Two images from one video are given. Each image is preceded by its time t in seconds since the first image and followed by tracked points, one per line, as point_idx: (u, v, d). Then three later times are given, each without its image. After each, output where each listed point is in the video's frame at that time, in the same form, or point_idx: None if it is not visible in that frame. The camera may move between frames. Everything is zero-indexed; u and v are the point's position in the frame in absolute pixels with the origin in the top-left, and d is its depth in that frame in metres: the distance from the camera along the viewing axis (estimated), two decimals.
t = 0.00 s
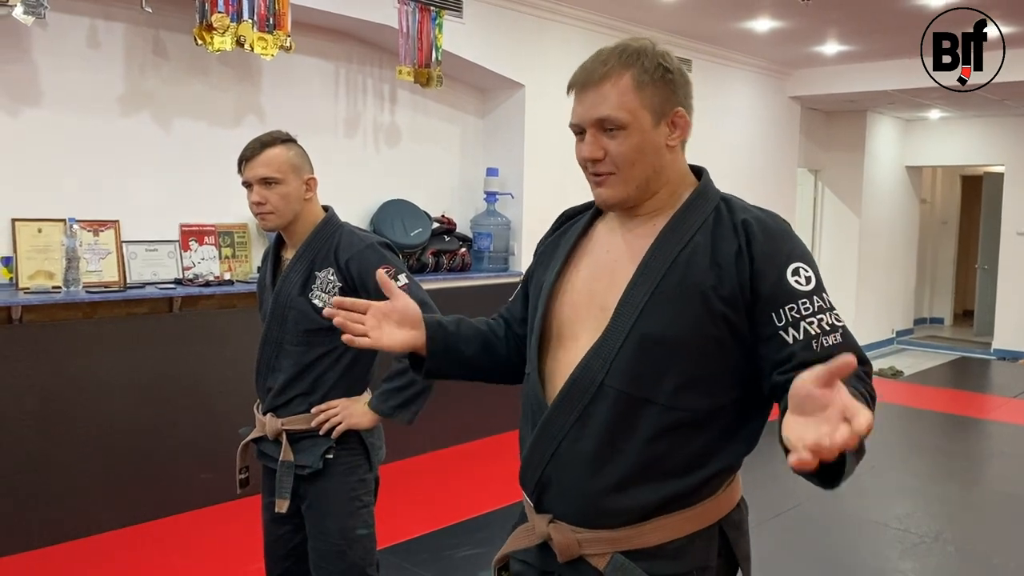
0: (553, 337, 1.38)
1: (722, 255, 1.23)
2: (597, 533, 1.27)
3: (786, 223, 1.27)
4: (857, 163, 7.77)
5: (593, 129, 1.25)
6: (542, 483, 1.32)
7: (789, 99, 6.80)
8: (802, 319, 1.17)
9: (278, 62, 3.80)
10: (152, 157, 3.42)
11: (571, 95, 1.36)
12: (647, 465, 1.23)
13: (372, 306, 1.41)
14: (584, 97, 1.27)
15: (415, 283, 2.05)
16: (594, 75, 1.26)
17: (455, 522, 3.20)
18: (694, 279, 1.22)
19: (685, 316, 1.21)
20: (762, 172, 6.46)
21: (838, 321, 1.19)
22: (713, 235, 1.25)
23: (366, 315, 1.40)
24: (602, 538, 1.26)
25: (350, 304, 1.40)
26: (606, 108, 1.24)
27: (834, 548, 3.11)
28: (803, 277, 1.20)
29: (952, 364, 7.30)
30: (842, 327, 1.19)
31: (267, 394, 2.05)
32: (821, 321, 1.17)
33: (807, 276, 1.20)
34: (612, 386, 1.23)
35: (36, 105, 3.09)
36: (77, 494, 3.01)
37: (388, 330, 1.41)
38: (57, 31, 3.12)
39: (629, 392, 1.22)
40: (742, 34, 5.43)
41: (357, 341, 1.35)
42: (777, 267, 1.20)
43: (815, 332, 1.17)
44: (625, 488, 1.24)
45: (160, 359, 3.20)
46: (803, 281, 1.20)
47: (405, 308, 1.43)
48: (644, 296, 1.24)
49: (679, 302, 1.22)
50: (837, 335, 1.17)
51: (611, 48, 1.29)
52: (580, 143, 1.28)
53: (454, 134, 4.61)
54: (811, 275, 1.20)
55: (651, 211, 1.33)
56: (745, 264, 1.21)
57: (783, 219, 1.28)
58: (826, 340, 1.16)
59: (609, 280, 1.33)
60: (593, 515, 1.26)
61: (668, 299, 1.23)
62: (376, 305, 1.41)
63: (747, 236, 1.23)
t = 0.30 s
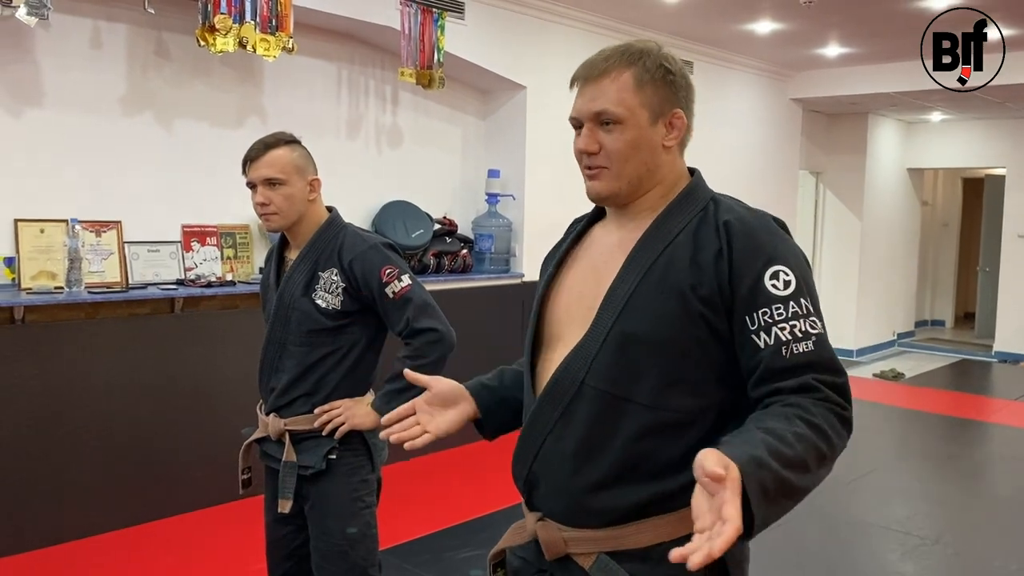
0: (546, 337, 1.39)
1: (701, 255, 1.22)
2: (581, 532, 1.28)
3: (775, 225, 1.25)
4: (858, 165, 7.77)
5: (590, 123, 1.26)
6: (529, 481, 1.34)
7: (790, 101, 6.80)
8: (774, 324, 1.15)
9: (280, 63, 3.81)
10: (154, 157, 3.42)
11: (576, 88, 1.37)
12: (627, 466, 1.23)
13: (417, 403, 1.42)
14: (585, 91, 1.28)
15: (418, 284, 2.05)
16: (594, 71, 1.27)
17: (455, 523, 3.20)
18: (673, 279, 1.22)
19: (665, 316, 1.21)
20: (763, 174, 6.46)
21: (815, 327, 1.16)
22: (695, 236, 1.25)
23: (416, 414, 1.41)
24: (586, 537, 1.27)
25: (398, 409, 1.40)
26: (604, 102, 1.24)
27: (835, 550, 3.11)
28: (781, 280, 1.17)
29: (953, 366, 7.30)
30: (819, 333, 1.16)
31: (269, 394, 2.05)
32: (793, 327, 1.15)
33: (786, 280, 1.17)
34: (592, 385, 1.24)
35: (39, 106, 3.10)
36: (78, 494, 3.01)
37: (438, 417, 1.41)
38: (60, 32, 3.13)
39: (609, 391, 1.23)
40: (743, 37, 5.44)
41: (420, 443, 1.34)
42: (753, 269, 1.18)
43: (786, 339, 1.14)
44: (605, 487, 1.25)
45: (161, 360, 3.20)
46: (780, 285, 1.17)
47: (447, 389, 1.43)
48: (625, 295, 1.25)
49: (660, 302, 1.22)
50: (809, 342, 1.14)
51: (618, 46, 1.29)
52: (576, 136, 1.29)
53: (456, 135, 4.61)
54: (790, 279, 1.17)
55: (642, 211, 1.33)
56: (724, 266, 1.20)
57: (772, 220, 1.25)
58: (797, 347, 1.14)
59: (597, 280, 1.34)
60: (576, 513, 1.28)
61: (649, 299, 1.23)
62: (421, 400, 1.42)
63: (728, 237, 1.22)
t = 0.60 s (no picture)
0: (544, 339, 1.40)
1: (696, 252, 1.23)
2: (579, 531, 1.28)
3: (772, 221, 1.25)
4: (859, 167, 7.78)
5: (587, 131, 1.26)
6: (529, 481, 1.34)
7: (792, 103, 6.80)
8: (767, 318, 1.15)
9: (282, 64, 3.81)
10: (155, 158, 3.42)
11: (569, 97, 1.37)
12: (624, 463, 1.23)
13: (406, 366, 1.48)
14: (579, 101, 1.28)
15: (421, 286, 2.05)
16: (588, 79, 1.27)
17: (456, 524, 3.20)
18: (669, 276, 1.23)
19: (660, 313, 1.22)
20: (764, 176, 6.46)
21: (810, 320, 1.16)
22: (691, 233, 1.25)
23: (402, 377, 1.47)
24: (584, 536, 1.28)
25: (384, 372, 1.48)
26: (601, 110, 1.24)
27: (836, 552, 3.11)
28: (775, 274, 1.17)
29: (954, 368, 7.29)
30: (814, 326, 1.16)
31: (272, 394, 2.06)
32: (786, 320, 1.15)
33: (780, 274, 1.17)
34: (588, 383, 1.25)
35: (42, 106, 3.10)
36: (80, 494, 3.01)
37: (422, 384, 1.45)
38: (62, 33, 3.13)
39: (605, 389, 1.24)
40: (745, 38, 5.44)
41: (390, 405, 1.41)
42: (746, 264, 1.18)
43: (779, 332, 1.14)
44: (601, 485, 1.25)
45: (164, 360, 3.21)
46: (774, 279, 1.17)
47: (435, 359, 1.47)
48: (620, 293, 1.25)
49: (655, 299, 1.23)
50: (802, 335, 1.14)
51: (609, 52, 1.30)
52: (573, 145, 1.29)
53: (458, 136, 4.62)
54: (785, 273, 1.17)
55: (640, 212, 1.34)
56: (718, 261, 1.21)
57: (769, 217, 1.25)
58: (789, 340, 1.14)
59: (596, 281, 1.35)
60: (573, 511, 1.28)
61: (644, 296, 1.24)
62: (410, 364, 1.47)
63: (723, 234, 1.22)
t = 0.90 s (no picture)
0: (548, 342, 1.39)
1: (706, 255, 1.23)
2: (586, 537, 1.27)
3: (777, 225, 1.25)
4: (860, 169, 7.78)
5: (606, 134, 1.25)
6: (534, 485, 1.33)
7: (792, 104, 6.80)
8: (778, 321, 1.16)
9: (282, 65, 3.81)
10: (156, 159, 3.42)
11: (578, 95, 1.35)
12: (633, 467, 1.23)
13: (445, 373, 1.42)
14: (596, 101, 1.26)
15: (422, 287, 2.04)
16: (607, 80, 1.25)
17: (457, 525, 3.20)
18: (679, 279, 1.22)
19: (670, 317, 1.21)
20: (765, 177, 6.45)
21: (818, 323, 1.16)
22: (699, 236, 1.25)
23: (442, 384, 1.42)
24: (592, 541, 1.27)
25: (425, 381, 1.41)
26: (623, 113, 1.23)
27: (837, 554, 3.11)
28: (784, 278, 1.18)
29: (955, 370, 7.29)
30: (822, 329, 1.16)
31: (273, 396, 2.05)
32: (797, 323, 1.15)
33: (788, 278, 1.18)
34: (598, 387, 1.25)
35: (43, 107, 3.10)
36: (81, 495, 3.01)
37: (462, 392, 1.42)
38: (64, 34, 3.13)
39: (615, 393, 1.23)
40: (746, 40, 5.43)
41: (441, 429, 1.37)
42: (756, 267, 1.19)
43: (790, 335, 1.15)
44: (610, 490, 1.25)
45: (164, 361, 3.21)
46: (783, 282, 1.18)
47: (472, 367, 1.43)
48: (630, 297, 1.25)
49: (665, 302, 1.22)
50: (812, 338, 1.15)
51: (625, 52, 1.28)
52: (587, 147, 1.27)
53: (459, 138, 4.62)
54: (793, 277, 1.18)
55: (646, 216, 1.34)
56: (728, 264, 1.21)
57: (775, 221, 1.26)
58: (800, 343, 1.14)
59: (601, 283, 1.34)
60: (581, 516, 1.27)
61: (653, 299, 1.23)
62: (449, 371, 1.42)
63: (731, 237, 1.22)
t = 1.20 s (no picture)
0: (560, 344, 1.38)
1: (730, 262, 1.24)
2: (607, 543, 1.26)
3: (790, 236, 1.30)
4: (860, 170, 7.78)
5: (629, 129, 1.25)
6: (552, 492, 1.30)
7: (792, 105, 6.80)
8: (796, 329, 1.19)
9: (282, 65, 3.81)
10: (157, 159, 3.42)
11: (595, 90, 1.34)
12: (657, 473, 1.22)
13: (380, 407, 1.37)
14: (621, 95, 1.26)
15: (423, 287, 2.04)
16: (633, 75, 1.25)
17: (458, 525, 3.20)
18: (705, 285, 1.23)
19: (695, 323, 1.22)
20: (764, 178, 6.44)
21: (834, 333, 1.21)
22: (720, 243, 1.26)
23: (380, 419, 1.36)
24: (613, 548, 1.26)
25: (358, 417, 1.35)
26: (651, 109, 1.23)
27: (839, 555, 3.11)
28: (803, 288, 1.22)
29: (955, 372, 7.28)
30: (838, 338, 1.21)
31: (274, 397, 2.05)
32: (815, 333, 1.20)
33: (807, 287, 1.22)
34: (624, 394, 1.23)
35: (43, 107, 3.10)
36: (82, 495, 3.01)
37: (404, 424, 1.38)
38: (65, 33, 3.13)
39: (640, 399, 1.22)
40: (746, 40, 5.43)
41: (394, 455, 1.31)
42: (778, 276, 1.22)
43: (808, 344, 1.19)
44: (634, 497, 1.24)
45: (165, 361, 3.21)
46: (802, 292, 1.22)
47: (411, 395, 1.40)
48: (655, 302, 1.24)
49: (691, 308, 1.22)
50: (830, 347, 1.19)
51: (650, 49, 1.28)
52: (609, 141, 1.27)
53: (459, 138, 4.62)
54: (811, 286, 1.22)
55: (661, 219, 1.34)
56: (752, 271, 1.23)
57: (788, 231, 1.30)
58: (818, 352, 1.18)
59: (618, 286, 1.34)
60: (605, 524, 1.26)
61: (679, 305, 1.23)
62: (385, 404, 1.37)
63: (754, 245, 1.24)
